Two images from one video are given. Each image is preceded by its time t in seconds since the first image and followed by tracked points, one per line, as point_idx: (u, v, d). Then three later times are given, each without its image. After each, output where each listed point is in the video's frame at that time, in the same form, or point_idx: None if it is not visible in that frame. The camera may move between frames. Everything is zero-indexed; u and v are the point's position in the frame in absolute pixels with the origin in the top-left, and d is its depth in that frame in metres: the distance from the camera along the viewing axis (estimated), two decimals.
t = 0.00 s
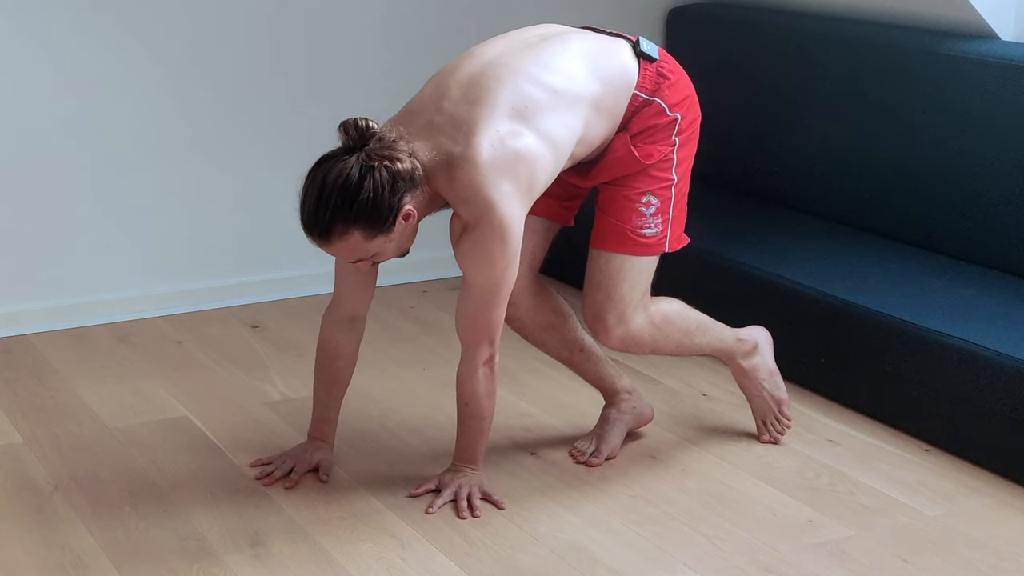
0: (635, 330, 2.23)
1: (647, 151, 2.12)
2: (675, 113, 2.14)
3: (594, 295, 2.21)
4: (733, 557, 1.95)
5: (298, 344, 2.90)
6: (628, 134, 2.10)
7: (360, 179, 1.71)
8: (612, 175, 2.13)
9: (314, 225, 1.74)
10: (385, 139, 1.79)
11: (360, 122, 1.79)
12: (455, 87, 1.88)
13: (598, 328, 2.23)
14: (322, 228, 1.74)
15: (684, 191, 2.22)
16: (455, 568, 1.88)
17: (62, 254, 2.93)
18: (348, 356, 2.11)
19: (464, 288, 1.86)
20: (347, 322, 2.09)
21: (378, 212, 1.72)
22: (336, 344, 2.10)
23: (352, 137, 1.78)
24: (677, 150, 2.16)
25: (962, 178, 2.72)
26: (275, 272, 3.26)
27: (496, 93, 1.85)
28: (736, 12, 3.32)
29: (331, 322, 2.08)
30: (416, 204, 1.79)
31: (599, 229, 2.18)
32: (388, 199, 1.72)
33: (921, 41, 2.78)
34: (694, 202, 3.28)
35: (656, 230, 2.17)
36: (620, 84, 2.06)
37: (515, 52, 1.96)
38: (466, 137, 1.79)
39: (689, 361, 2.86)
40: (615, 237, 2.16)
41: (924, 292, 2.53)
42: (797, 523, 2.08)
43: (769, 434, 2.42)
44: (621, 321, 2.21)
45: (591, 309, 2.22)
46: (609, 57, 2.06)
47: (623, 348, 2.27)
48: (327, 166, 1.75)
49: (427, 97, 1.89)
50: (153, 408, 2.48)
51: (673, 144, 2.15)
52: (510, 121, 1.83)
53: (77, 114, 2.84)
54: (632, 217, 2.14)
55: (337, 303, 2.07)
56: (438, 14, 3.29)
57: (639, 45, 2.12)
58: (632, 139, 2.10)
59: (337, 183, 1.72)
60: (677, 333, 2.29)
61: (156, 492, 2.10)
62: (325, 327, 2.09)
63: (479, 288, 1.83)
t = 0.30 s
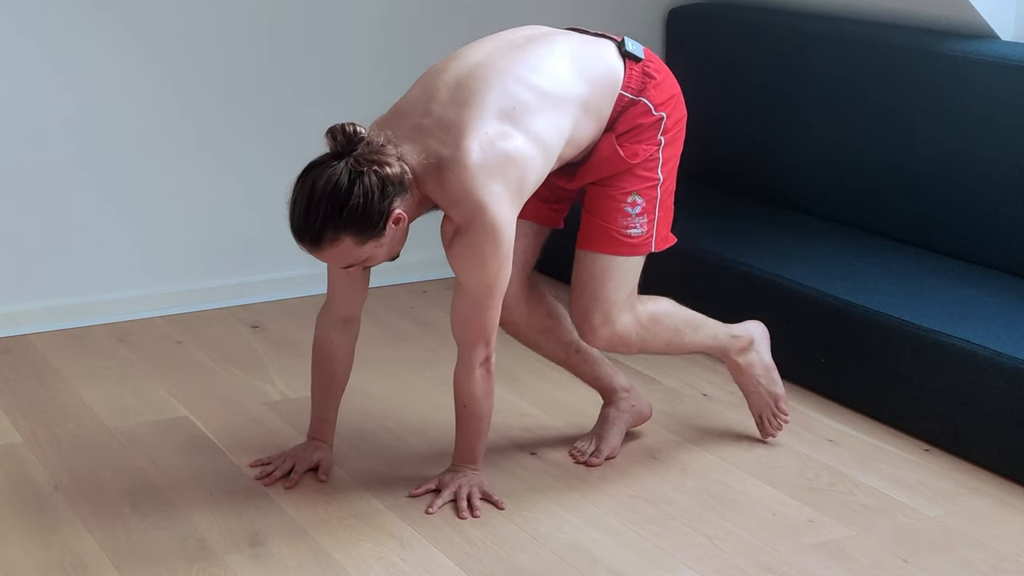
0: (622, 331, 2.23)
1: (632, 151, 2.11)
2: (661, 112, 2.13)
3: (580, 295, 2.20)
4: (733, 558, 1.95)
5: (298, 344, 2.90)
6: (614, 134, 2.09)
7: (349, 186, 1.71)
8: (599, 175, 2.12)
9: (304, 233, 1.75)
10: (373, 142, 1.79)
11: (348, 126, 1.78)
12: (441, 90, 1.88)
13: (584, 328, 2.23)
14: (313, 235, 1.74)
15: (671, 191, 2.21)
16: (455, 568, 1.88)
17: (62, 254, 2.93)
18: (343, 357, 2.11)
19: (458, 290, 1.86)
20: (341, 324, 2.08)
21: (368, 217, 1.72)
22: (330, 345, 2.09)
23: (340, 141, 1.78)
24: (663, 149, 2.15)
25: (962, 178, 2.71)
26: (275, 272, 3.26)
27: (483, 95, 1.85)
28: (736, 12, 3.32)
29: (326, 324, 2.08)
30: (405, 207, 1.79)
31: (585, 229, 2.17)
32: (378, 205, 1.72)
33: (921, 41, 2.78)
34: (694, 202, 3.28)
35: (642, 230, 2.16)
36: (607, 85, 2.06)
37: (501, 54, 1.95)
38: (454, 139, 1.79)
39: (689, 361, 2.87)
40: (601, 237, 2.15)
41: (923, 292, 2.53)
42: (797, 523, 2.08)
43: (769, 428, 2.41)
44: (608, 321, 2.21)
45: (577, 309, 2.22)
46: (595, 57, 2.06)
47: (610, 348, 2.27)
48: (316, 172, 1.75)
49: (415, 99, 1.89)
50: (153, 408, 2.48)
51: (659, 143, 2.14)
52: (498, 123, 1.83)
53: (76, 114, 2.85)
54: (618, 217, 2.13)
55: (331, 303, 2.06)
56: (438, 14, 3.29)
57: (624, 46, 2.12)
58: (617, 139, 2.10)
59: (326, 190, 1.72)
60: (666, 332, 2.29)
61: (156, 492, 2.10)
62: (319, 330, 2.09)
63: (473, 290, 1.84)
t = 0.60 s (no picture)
0: (603, 334, 2.21)
1: (616, 152, 2.10)
2: (646, 113, 2.13)
3: (564, 297, 2.19)
4: (733, 558, 1.95)
5: (299, 344, 2.90)
6: (599, 135, 2.09)
7: (340, 192, 1.71)
8: (583, 176, 2.12)
9: (295, 239, 1.74)
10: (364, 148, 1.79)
11: (339, 133, 1.79)
12: (428, 91, 1.87)
13: (568, 330, 2.22)
14: (304, 241, 1.73)
15: (655, 192, 2.20)
16: (455, 568, 1.88)
17: (61, 254, 2.93)
18: (336, 359, 2.11)
19: (453, 293, 1.87)
20: (335, 325, 2.08)
21: (360, 223, 1.72)
22: (324, 346, 2.09)
23: (331, 147, 1.78)
24: (648, 150, 2.15)
25: (962, 178, 2.71)
26: (273, 272, 3.24)
27: (472, 97, 1.85)
28: (737, 12, 3.32)
29: (319, 326, 2.08)
30: (396, 212, 1.79)
31: (568, 231, 2.17)
32: (369, 210, 1.72)
33: (921, 41, 2.78)
34: (694, 202, 3.28)
35: (625, 232, 2.15)
36: (594, 85, 2.06)
37: (488, 55, 1.95)
38: (444, 141, 1.79)
39: (689, 360, 2.87)
40: (585, 239, 2.14)
41: (924, 292, 2.53)
42: (797, 523, 2.08)
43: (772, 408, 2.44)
44: (591, 323, 2.19)
45: (561, 312, 2.21)
46: (582, 57, 2.06)
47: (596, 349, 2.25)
48: (307, 178, 1.75)
49: (401, 100, 1.89)
50: (153, 408, 2.48)
51: (644, 144, 2.14)
52: (488, 123, 1.83)
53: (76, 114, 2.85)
54: (601, 219, 2.13)
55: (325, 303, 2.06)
56: (439, 14, 3.29)
57: (611, 47, 2.11)
58: (601, 140, 2.09)
59: (317, 196, 1.72)
60: (652, 329, 2.27)
61: (155, 492, 2.10)
62: (312, 331, 2.09)
63: (468, 293, 1.84)
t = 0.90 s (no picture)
0: (583, 337, 2.21)
1: (600, 153, 2.11)
2: (630, 115, 2.13)
3: (549, 299, 2.19)
4: (733, 558, 1.95)
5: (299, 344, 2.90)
6: (583, 136, 2.10)
7: (332, 199, 1.71)
8: (567, 178, 2.12)
9: (288, 247, 1.74)
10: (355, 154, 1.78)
11: (330, 140, 1.78)
12: (415, 94, 1.87)
13: (549, 332, 2.22)
14: (297, 249, 1.73)
15: (639, 194, 2.21)
16: (455, 568, 1.89)
17: (61, 254, 2.93)
18: (328, 361, 2.11)
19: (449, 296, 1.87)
20: (328, 326, 2.08)
21: (353, 230, 1.72)
22: (317, 348, 2.09)
23: (322, 154, 1.77)
24: (631, 152, 2.15)
25: (961, 178, 2.71)
26: (273, 273, 3.23)
27: (460, 99, 1.85)
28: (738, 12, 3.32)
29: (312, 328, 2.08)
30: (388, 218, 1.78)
31: (552, 232, 2.17)
32: (362, 217, 1.72)
33: (922, 41, 2.78)
34: (695, 202, 3.28)
35: (608, 234, 2.16)
36: (580, 86, 2.07)
37: (474, 58, 1.95)
38: (433, 144, 1.79)
39: (689, 360, 2.87)
40: (568, 240, 2.15)
41: (924, 292, 2.53)
42: (797, 523, 2.08)
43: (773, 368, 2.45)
44: (572, 325, 2.20)
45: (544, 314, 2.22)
46: (567, 59, 2.06)
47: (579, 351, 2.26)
48: (298, 187, 1.74)
49: (388, 104, 1.89)
50: (153, 408, 2.48)
51: (628, 145, 2.14)
52: (477, 124, 1.84)
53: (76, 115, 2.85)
54: (583, 221, 2.14)
55: (316, 306, 2.06)
56: (440, 14, 3.28)
57: (595, 48, 2.11)
58: (585, 142, 2.10)
59: (309, 204, 1.71)
60: (636, 323, 2.27)
61: (156, 492, 2.10)
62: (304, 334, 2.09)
63: (464, 295, 1.84)
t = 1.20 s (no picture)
0: (561, 331, 2.22)
1: (573, 148, 2.11)
2: (605, 111, 2.14)
3: (523, 293, 2.20)
4: (733, 558, 1.95)
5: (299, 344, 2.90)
6: (559, 132, 2.10)
7: (324, 214, 1.69)
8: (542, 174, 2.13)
9: (280, 263, 1.72)
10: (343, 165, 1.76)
11: (318, 152, 1.76)
12: (394, 96, 1.87)
13: (525, 327, 2.23)
14: (289, 265, 1.71)
15: (611, 189, 2.22)
16: (455, 568, 1.89)
17: (61, 254, 2.93)
18: (322, 363, 2.11)
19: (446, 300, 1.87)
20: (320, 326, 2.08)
21: (345, 243, 1.71)
22: (310, 350, 2.09)
23: (310, 166, 1.75)
24: (605, 147, 2.16)
25: (961, 178, 2.71)
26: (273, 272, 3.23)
27: (443, 102, 1.85)
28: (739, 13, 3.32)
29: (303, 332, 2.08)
30: (377, 228, 1.78)
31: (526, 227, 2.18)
32: (354, 229, 1.71)
33: (921, 41, 2.78)
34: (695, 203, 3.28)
35: (582, 229, 2.17)
36: (557, 85, 2.08)
37: (452, 59, 1.95)
38: (419, 148, 1.79)
39: (689, 360, 2.87)
40: (541, 234, 2.16)
41: (924, 292, 2.54)
42: (797, 523, 2.08)
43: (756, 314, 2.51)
44: (547, 320, 2.21)
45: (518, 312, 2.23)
46: (544, 58, 2.07)
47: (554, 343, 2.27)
48: (288, 201, 1.72)
49: (368, 108, 1.88)
50: (153, 408, 2.48)
51: (601, 141, 2.15)
52: (463, 125, 1.84)
53: (75, 115, 2.85)
54: (557, 216, 2.14)
55: (305, 307, 2.06)
56: (440, 14, 3.28)
57: (568, 45, 2.12)
58: (559, 137, 2.10)
59: (301, 220, 1.70)
60: (614, 304, 2.27)
61: (156, 492, 2.10)
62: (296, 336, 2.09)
63: (461, 298, 1.84)
